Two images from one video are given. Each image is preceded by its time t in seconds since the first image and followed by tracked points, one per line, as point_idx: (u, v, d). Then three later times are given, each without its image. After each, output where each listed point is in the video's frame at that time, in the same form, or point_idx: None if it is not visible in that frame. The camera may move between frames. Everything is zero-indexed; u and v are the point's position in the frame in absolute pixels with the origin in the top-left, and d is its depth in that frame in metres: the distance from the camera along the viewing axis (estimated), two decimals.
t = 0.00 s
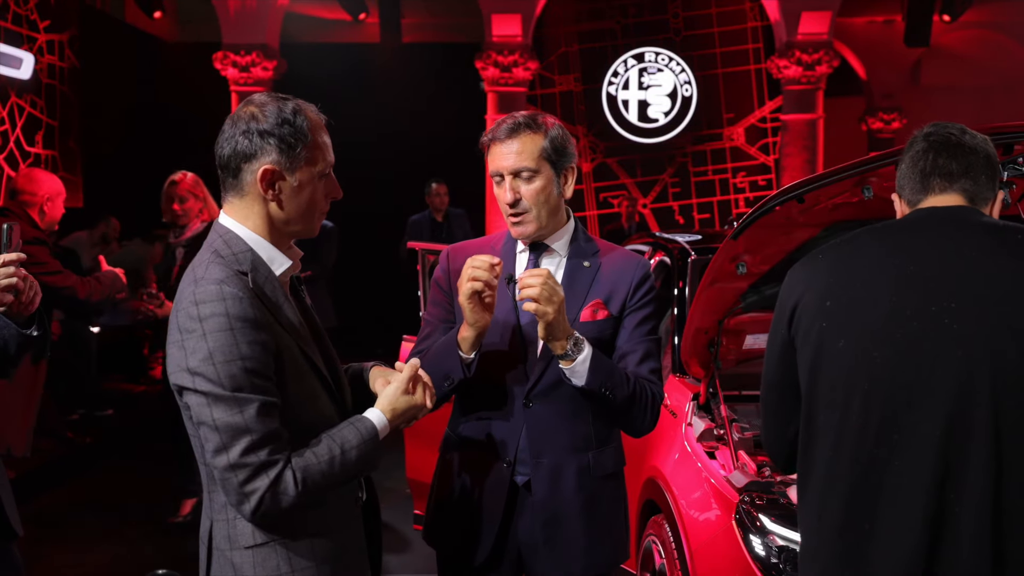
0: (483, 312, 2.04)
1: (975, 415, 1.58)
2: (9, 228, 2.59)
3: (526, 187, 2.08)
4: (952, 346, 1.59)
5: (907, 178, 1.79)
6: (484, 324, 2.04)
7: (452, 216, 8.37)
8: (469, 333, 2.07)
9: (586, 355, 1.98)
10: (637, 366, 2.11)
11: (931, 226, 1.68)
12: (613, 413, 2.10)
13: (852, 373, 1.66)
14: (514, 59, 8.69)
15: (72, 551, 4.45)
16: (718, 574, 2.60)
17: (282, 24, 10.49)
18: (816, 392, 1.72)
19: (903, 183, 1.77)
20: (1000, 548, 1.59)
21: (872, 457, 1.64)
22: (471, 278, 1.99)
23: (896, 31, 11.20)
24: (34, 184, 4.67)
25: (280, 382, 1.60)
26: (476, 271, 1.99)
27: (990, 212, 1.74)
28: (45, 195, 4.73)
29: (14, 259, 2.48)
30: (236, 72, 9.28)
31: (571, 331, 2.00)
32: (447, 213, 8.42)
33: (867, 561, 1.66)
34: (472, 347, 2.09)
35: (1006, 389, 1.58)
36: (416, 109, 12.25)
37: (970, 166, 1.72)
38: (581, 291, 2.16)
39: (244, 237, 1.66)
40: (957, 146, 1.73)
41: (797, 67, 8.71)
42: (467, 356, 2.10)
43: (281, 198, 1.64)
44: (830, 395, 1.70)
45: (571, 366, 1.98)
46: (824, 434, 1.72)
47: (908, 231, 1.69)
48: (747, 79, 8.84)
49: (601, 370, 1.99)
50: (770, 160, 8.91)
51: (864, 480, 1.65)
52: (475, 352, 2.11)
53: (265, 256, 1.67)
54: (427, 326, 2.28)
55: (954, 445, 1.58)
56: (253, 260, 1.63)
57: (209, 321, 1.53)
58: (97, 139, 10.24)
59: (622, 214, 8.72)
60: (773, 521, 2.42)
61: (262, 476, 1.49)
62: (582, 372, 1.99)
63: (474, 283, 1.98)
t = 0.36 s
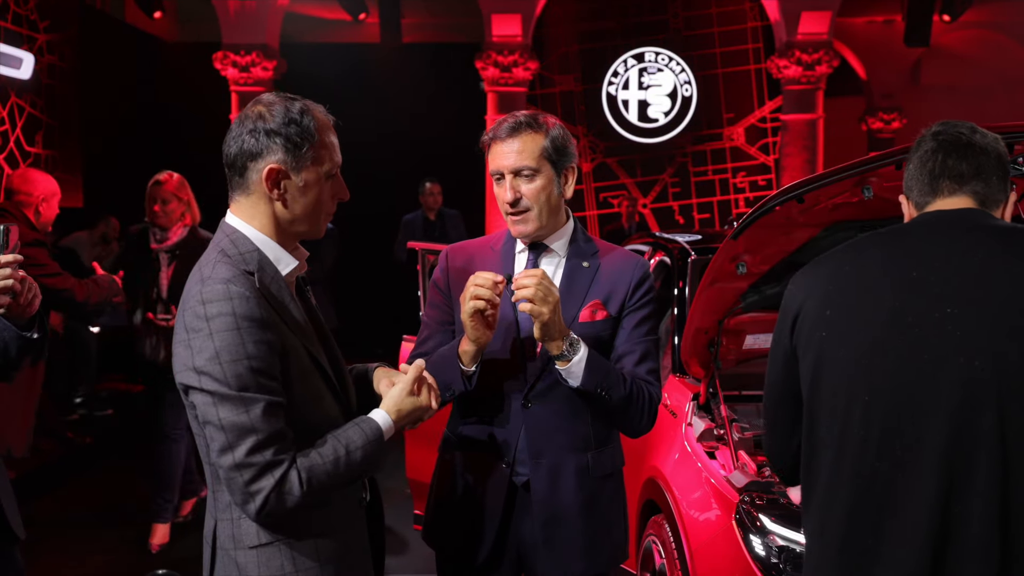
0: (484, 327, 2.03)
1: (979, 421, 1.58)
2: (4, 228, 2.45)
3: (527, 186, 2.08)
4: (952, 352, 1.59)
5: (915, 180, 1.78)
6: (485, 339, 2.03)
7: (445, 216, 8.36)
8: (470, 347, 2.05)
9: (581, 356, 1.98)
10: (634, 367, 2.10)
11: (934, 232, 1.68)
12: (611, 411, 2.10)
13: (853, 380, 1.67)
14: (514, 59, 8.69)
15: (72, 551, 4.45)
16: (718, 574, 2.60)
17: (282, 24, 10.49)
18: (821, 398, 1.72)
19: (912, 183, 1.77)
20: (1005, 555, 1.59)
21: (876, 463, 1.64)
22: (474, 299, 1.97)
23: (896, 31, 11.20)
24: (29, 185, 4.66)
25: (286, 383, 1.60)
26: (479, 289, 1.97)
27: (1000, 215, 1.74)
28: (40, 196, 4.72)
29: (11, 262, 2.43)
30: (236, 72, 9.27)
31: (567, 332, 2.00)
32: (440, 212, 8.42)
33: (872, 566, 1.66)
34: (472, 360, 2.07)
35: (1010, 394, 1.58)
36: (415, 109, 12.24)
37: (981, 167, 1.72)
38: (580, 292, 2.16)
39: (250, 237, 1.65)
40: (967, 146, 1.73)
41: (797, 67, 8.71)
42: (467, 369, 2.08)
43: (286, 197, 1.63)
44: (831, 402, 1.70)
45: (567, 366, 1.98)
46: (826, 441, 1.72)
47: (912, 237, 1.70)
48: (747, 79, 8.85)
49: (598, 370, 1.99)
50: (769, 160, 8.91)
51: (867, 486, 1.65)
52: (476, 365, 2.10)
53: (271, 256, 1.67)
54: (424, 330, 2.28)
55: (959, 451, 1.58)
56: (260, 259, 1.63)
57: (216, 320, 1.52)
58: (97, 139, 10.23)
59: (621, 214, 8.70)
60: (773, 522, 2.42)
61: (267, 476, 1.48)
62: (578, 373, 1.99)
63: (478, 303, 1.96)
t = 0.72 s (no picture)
0: (480, 302, 2.06)
1: (986, 421, 1.58)
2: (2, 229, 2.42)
3: (526, 187, 2.08)
4: (959, 352, 1.60)
5: (931, 180, 1.78)
6: (480, 313, 2.06)
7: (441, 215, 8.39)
8: (465, 323, 2.08)
9: (585, 340, 1.98)
10: (634, 363, 2.10)
11: (941, 233, 1.69)
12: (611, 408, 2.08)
13: (862, 380, 1.67)
14: (514, 60, 8.69)
15: (72, 551, 4.45)
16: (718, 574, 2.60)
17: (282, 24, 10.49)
18: (831, 398, 1.72)
19: (927, 186, 1.77)
20: (1010, 557, 1.59)
21: (883, 462, 1.64)
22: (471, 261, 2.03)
23: (896, 31, 11.21)
24: (25, 185, 4.61)
25: (291, 381, 1.60)
26: (474, 259, 2.02)
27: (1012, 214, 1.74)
28: (35, 196, 4.63)
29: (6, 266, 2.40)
30: (235, 72, 9.27)
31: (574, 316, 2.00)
32: (435, 213, 8.42)
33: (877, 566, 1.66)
34: (467, 338, 2.09)
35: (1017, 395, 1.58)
36: (415, 109, 12.25)
37: (996, 173, 1.73)
38: (580, 290, 2.17)
39: (256, 236, 1.65)
40: (984, 151, 1.74)
41: (797, 67, 8.68)
42: (462, 347, 2.10)
43: (286, 196, 1.64)
44: (840, 401, 1.70)
45: (571, 350, 1.98)
46: (835, 439, 1.72)
47: (921, 237, 1.70)
48: (747, 79, 8.86)
49: (600, 358, 1.98)
50: (769, 160, 8.92)
51: (873, 485, 1.65)
52: (471, 344, 2.12)
53: (277, 255, 1.67)
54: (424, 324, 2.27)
55: (965, 452, 1.58)
56: (265, 258, 1.63)
57: (222, 318, 1.52)
58: (97, 139, 10.23)
59: (621, 214, 8.70)
60: (773, 522, 2.42)
61: (272, 474, 1.49)
62: (581, 357, 1.98)
63: (475, 262, 2.02)
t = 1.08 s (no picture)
0: (485, 303, 2.05)
1: (987, 421, 1.58)
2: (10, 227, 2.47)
3: (527, 185, 2.08)
4: (961, 352, 1.60)
5: (928, 188, 1.79)
6: (486, 315, 2.05)
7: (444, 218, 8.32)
8: (471, 325, 2.07)
9: (581, 342, 1.99)
10: (633, 362, 2.10)
11: (947, 233, 1.69)
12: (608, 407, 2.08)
13: (867, 376, 1.67)
14: (514, 60, 8.69)
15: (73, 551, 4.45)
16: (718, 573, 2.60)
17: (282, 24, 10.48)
18: (837, 394, 1.72)
19: (923, 192, 1.78)
20: (1009, 554, 1.59)
21: (886, 458, 1.64)
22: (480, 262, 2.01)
23: (896, 31, 11.21)
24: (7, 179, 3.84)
25: (293, 380, 1.60)
26: (483, 261, 2.00)
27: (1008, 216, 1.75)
28: (15, 193, 3.86)
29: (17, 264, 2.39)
30: (235, 72, 9.27)
31: (569, 318, 2.01)
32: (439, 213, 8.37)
33: (876, 561, 1.67)
34: (473, 338, 2.08)
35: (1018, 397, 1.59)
36: (415, 109, 12.25)
37: (991, 177, 1.74)
38: (579, 290, 2.17)
39: (259, 235, 1.66)
40: (979, 158, 1.75)
41: (797, 67, 8.68)
42: (468, 347, 2.09)
43: (287, 195, 1.64)
44: (845, 396, 1.70)
45: (567, 351, 1.98)
46: (840, 434, 1.72)
47: (927, 237, 1.70)
48: (747, 79, 8.86)
49: (597, 359, 1.98)
50: (769, 160, 8.92)
51: (875, 481, 1.65)
52: (476, 344, 2.10)
53: (280, 255, 1.67)
54: (427, 324, 2.28)
55: (967, 451, 1.59)
56: (268, 258, 1.63)
57: (225, 317, 1.52)
58: (96, 139, 10.22)
59: (621, 214, 8.70)
60: (773, 521, 2.42)
61: (275, 472, 1.48)
62: (577, 358, 1.98)
63: (484, 263, 2.00)
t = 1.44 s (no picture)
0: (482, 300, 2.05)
1: (977, 414, 1.59)
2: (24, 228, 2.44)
3: (522, 181, 2.08)
4: (957, 345, 1.60)
5: (928, 194, 1.83)
6: (482, 312, 2.05)
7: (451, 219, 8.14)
8: (468, 321, 2.07)
9: (576, 339, 2.00)
10: (632, 363, 2.09)
11: (947, 229, 1.70)
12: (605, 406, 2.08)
13: (863, 366, 1.67)
14: (514, 60, 8.70)
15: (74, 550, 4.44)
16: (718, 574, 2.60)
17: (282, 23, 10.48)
18: (837, 383, 1.73)
19: (924, 196, 1.81)
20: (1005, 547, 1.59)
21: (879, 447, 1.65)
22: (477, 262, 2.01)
23: (896, 31, 11.21)
24: None
25: (295, 380, 1.60)
26: (480, 257, 2.01)
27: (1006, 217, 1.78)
28: None
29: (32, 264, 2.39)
30: (235, 72, 9.27)
31: (564, 315, 2.01)
32: (445, 210, 8.19)
33: (864, 552, 1.67)
34: (468, 335, 2.08)
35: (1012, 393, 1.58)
36: (415, 109, 12.25)
37: (988, 184, 1.76)
38: (579, 291, 2.16)
39: (261, 235, 1.66)
40: (977, 166, 1.79)
41: (797, 67, 8.66)
42: (464, 344, 2.09)
43: (292, 195, 1.64)
44: (843, 386, 1.71)
45: (561, 348, 1.99)
46: (836, 423, 1.73)
47: (927, 232, 1.71)
48: (747, 79, 8.87)
49: (591, 358, 1.99)
50: (769, 160, 8.92)
51: (867, 470, 1.66)
52: (471, 342, 2.10)
53: (282, 255, 1.67)
54: (428, 321, 2.27)
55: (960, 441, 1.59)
56: (271, 258, 1.63)
57: (228, 316, 1.52)
58: (95, 139, 10.22)
59: (621, 214, 8.69)
60: (773, 522, 2.42)
61: (277, 472, 1.48)
62: (572, 356, 1.99)
63: (480, 263, 2.01)
